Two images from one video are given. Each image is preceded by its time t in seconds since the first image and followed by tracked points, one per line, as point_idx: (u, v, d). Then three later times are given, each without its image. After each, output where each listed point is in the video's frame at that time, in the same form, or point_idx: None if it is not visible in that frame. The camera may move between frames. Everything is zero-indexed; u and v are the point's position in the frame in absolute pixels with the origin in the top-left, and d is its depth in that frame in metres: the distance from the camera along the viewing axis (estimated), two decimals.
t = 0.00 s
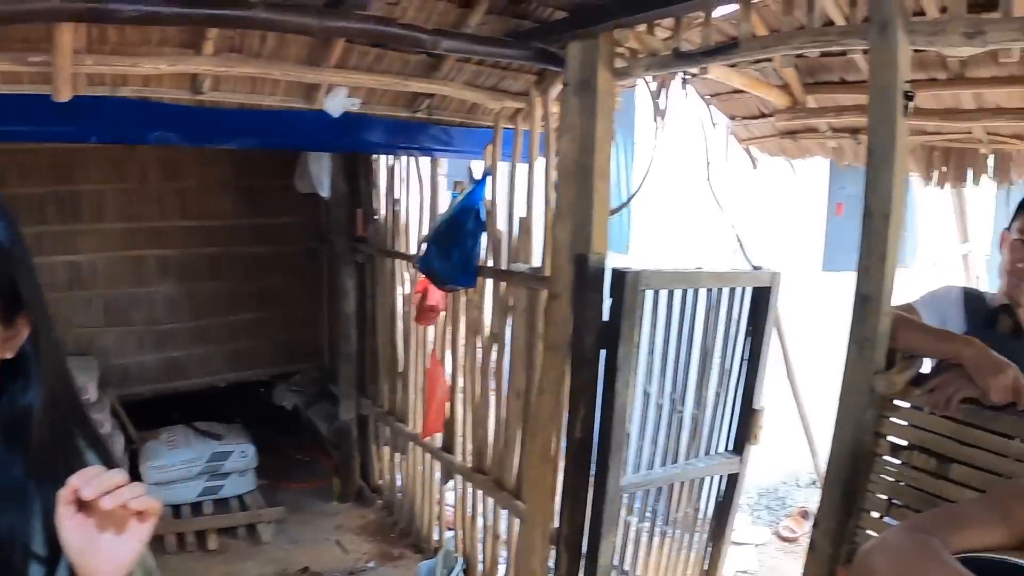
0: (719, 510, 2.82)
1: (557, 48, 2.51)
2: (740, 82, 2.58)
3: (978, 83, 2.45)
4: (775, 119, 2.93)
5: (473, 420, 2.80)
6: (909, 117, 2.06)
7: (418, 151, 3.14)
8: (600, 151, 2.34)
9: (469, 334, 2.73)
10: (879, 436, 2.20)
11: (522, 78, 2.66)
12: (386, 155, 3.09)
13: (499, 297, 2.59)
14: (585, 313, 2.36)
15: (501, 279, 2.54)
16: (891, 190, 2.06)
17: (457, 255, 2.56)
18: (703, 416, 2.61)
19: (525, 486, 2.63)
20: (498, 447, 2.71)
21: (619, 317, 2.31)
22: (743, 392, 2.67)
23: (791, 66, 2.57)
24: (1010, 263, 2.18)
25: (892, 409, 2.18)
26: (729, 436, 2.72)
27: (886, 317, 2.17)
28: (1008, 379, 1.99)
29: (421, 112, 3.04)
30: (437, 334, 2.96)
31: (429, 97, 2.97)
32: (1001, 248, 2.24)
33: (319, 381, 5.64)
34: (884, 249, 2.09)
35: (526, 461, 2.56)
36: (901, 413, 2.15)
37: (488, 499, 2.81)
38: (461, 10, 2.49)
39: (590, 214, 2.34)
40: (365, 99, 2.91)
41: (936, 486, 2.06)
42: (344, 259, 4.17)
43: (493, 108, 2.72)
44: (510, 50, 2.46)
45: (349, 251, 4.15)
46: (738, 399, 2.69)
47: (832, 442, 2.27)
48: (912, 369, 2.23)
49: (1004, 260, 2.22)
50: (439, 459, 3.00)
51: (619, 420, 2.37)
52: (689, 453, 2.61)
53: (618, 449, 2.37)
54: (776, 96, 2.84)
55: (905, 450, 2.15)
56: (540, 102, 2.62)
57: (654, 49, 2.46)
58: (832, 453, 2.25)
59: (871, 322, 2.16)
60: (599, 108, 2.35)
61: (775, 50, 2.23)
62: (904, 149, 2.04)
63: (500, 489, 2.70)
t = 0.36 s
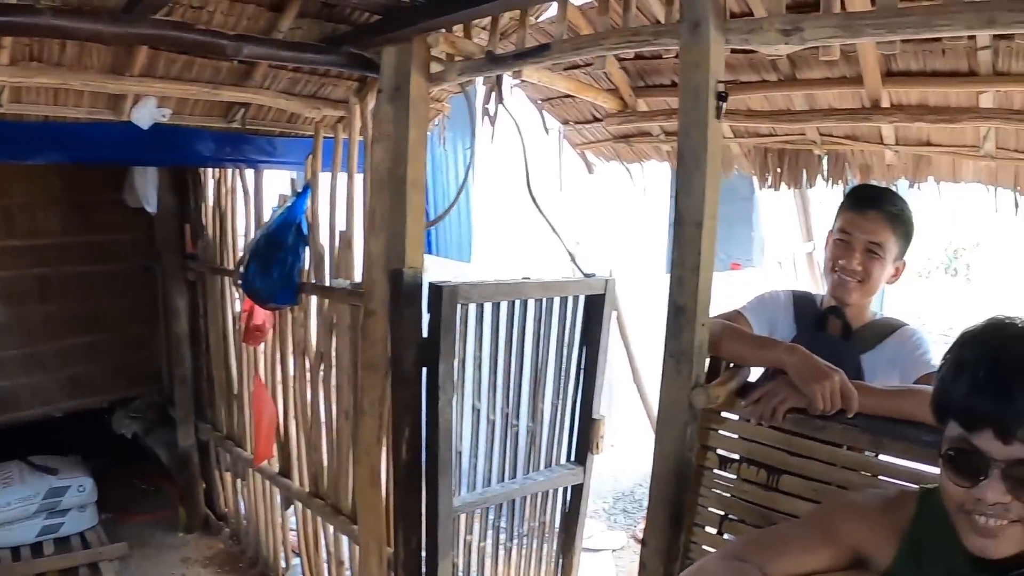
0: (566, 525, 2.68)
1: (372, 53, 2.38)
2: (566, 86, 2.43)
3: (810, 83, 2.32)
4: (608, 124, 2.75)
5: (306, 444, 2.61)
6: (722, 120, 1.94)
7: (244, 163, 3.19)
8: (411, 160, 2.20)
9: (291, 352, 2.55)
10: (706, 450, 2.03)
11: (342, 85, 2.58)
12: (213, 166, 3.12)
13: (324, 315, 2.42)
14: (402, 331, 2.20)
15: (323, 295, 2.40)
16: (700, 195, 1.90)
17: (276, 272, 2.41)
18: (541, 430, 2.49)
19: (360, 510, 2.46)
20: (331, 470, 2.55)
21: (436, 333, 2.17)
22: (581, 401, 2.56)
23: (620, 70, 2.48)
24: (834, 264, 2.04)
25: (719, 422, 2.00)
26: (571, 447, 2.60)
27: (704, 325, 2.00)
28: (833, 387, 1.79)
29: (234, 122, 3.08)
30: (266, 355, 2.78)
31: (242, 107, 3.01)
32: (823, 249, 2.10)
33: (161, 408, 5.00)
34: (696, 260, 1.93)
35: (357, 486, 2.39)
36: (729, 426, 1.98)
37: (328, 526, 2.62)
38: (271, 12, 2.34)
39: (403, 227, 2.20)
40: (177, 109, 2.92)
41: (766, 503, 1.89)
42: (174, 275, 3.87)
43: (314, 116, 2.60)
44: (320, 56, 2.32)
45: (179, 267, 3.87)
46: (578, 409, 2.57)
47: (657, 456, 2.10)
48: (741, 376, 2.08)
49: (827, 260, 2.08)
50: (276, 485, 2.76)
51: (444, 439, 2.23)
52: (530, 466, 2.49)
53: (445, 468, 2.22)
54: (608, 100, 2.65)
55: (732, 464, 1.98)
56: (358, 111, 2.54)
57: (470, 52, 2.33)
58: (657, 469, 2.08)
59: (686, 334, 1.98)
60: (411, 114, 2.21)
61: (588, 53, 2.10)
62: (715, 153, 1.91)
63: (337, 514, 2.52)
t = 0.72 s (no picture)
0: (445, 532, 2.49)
1: (221, 45, 2.24)
2: (424, 78, 2.27)
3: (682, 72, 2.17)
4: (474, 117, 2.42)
5: (168, 463, 2.43)
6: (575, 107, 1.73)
7: (93, 165, 2.67)
8: (257, 158, 2.07)
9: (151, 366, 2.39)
10: (571, 460, 1.81)
11: (193, 78, 2.41)
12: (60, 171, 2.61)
13: (177, 325, 2.27)
14: (252, 340, 2.05)
15: (174, 303, 2.25)
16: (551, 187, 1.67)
17: (125, 280, 2.26)
18: (411, 438, 2.31)
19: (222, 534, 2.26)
20: (193, 486, 2.36)
21: (288, 340, 2.02)
22: (452, 405, 2.39)
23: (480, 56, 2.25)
24: (701, 258, 1.96)
25: (585, 430, 1.78)
26: (445, 452, 2.42)
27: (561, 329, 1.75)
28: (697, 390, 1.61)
29: (80, 121, 2.57)
30: (122, 371, 2.56)
31: (90, 101, 2.56)
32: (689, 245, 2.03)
33: None
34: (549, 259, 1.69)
35: (217, 507, 2.20)
36: (596, 435, 1.77)
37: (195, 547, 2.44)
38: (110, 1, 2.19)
39: (249, 229, 2.06)
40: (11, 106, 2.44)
41: (639, 516, 1.71)
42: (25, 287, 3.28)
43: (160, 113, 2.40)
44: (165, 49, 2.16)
45: (32, 277, 3.29)
46: (449, 412, 2.41)
47: (516, 471, 1.86)
48: (605, 379, 1.86)
49: (693, 254, 2.00)
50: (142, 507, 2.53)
51: (306, 452, 2.07)
52: (401, 476, 2.30)
53: (305, 482, 2.06)
54: (469, 90, 2.39)
55: (600, 474, 1.79)
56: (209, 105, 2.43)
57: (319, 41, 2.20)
58: (517, 484, 1.85)
59: (540, 340, 1.74)
60: (258, 108, 2.08)
61: (439, 41, 1.92)
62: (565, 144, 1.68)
63: (204, 535, 2.34)
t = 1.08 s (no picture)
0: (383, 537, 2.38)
1: (127, 43, 2.13)
2: (341, 72, 2.18)
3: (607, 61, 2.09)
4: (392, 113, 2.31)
5: (95, 482, 2.33)
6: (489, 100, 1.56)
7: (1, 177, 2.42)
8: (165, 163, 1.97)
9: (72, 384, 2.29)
10: (500, 471, 1.66)
11: (101, 80, 2.29)
12: None
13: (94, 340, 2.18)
14: (167, 356, 1.95)
15: (89, 318, 2.14)
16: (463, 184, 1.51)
17: (37, 296, 2.15)
18: (341, 448, 2.20)
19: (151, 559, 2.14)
20: (122, 505, 2.25)
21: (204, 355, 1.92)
22: (381, 410, 2.30)
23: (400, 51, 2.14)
24: (625, 250, 1.92)
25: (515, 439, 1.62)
26: (378, 457, 2.33)
27: (479, 337, 1.57)
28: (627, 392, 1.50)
29: None
30: (42, 389, 2.44)
31: None
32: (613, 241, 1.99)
33: None
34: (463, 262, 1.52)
35: (143, 531, 2.10)
36: (524, 443, 1.62)
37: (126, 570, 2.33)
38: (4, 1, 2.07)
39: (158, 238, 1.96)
40: None
41: (575, 528, 1.57)
42: None
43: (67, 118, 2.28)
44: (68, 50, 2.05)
45: None
46: (378, 416, 2.31)
47: (440, 490, 1.66)
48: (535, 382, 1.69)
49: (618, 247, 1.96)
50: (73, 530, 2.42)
51: (231, 468, 1.98)
52: (334, 486, 2.19)
53: (232, 500, 1.96)
54: (389, 84, 2.28)
55: (532, 484, 1.64)
56: (117, 108, 2.31)
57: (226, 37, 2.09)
58: (443, 504, 1.65)
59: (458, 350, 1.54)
60: (165, 109, 1.98)
61: (346, 32, 1.79)
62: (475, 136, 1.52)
63: (135, 557, 2.23)
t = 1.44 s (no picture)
0: (346, 550, 2.28)
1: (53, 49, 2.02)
2: (279, 71, 2.09)
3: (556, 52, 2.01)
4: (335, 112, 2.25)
5: (46, 507, 2.24)
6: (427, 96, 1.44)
7: None
8: (95, 177, 1.87)
9: (19, 408, 2.21)
10: (456, 488, 1.55)
11: (32, 88, 2.19)
12: None
13: (35, 361, 2.08)
14: (106, 377, 1.86)
15: (30, 338, 2.05)
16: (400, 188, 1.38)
17: None
18: (295, 462, 2.11)
19: None
20: (73, 531, 2.16)
21: (145, 376, 1.82)
22: (334, 420, 2.21)
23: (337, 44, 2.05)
24: (567, 253, 1.86)
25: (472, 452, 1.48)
26: (336, 470, 2.24)
27: (425, 352, 1.44)
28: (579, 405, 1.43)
29: None
30: None
31: None
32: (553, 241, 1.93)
33: None
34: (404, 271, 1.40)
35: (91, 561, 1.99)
36: (479, 459, 1.51)
37: None
38: None
39: (92, 256, 1.86)
40: None
41: (535, 545, 1.48)
42: None
43: None
44: None
45: None
46: (333, 426, 2.22)
47: (392, 511, 1.52)
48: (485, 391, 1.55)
49: (560, 251, 1.91)
50: (26, 557, 2.33)
51: (180, 494, 1.87)
52: (290, 502, 2.10)
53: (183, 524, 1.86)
54: (331, 84, 2.23)
55: (489, 500, 1.53)
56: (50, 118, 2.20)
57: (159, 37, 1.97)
58: (395, 525, 1.52)
59: (402, 367, 1.41)
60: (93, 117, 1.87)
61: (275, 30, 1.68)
62: (410, 135, 1.39)
63: None
